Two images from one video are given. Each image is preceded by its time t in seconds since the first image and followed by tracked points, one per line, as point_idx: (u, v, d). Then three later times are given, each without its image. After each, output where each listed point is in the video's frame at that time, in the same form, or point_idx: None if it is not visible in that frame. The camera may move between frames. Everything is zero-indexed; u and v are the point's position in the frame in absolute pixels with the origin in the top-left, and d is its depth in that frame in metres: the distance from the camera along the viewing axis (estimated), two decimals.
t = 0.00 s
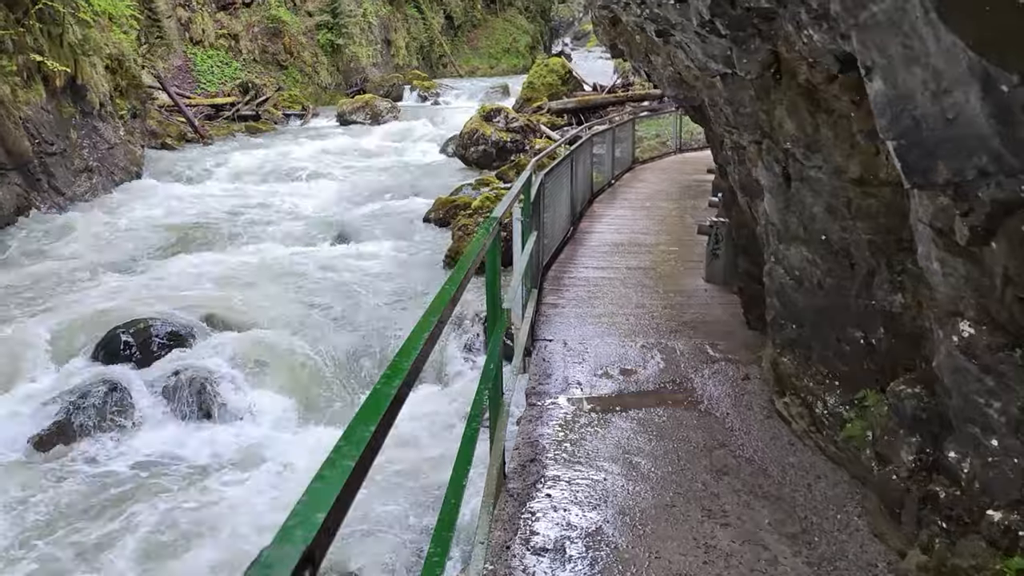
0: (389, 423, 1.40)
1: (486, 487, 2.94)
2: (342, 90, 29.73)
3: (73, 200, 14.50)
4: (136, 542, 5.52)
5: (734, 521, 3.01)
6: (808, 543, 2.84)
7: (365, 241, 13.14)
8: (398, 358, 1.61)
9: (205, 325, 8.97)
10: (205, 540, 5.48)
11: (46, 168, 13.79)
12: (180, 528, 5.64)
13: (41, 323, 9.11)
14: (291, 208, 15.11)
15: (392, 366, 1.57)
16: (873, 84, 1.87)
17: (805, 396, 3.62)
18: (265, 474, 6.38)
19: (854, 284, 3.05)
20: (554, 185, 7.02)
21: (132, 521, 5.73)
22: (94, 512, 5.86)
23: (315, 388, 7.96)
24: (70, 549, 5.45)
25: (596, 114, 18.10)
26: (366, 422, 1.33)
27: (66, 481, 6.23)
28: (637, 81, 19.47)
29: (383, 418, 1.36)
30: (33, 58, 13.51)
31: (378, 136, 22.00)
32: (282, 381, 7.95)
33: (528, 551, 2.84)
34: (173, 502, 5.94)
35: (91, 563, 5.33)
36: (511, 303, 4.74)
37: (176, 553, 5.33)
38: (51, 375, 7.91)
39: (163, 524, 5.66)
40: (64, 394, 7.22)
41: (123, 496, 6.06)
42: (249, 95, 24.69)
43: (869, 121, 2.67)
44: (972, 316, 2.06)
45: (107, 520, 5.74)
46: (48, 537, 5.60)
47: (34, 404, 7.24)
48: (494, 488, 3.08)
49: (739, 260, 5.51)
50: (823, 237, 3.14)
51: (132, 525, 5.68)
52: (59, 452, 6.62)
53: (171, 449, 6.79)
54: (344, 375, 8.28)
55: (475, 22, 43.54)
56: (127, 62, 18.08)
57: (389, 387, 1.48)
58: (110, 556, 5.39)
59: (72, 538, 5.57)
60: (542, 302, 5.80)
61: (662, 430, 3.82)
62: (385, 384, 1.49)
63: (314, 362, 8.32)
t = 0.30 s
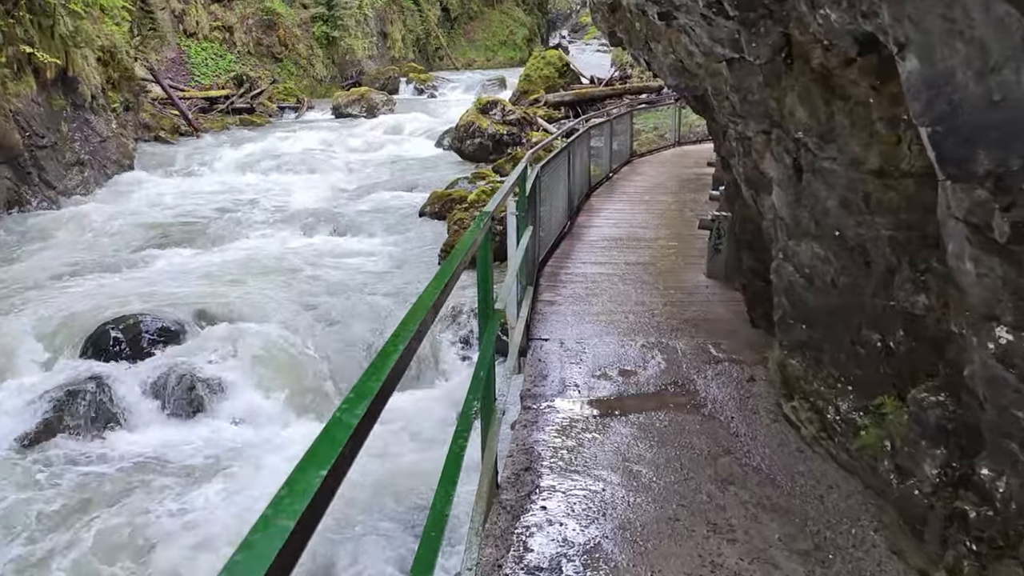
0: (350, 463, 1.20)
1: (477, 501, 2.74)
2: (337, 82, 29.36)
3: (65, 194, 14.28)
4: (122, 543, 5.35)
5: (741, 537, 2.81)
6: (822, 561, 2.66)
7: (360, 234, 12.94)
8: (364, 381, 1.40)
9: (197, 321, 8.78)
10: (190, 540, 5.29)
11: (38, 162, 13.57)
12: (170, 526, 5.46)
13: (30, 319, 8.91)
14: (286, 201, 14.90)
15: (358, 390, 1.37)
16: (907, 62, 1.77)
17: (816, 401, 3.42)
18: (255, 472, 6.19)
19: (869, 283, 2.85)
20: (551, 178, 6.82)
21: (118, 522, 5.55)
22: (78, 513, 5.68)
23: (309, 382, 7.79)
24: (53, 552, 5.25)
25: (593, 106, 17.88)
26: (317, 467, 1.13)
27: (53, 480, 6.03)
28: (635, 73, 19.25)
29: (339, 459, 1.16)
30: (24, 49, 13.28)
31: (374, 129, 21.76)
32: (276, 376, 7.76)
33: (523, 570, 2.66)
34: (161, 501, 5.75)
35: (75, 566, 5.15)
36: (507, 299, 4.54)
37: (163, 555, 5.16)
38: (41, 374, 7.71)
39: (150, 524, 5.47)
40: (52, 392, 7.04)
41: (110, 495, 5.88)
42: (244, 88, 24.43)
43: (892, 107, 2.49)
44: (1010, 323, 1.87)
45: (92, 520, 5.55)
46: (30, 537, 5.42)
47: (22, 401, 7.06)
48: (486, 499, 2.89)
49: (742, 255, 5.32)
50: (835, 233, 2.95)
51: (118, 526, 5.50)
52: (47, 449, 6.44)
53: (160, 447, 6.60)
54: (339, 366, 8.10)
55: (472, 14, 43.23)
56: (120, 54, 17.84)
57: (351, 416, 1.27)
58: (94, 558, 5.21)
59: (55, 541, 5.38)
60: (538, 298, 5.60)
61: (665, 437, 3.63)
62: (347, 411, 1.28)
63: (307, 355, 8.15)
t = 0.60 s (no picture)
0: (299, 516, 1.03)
1: (461, 533, 2.52)
2: (332, 78, 29.17)
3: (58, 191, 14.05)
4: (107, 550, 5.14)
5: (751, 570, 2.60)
6: None
7: (356, 230, 12.72)
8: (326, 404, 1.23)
9: (189, 319, 8.58)
10: (176, 546, 5.10)
11: (30, 158, 13.33)
12: (157, 530, 5.27)
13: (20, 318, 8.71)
14: (282, 197, 14.67)
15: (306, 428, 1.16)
16: (945, 53, 1.58)
17: (826, 413, 3.20)
18: (243, 473, 5.99)
19: (886, 291, 2.63)
20: (546, 174, 6.60)
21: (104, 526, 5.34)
22: (63, 516, 5.47)
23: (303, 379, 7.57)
24: (35, 560, 5.06)
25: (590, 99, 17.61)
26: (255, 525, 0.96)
27: (37, 482, 5.84)
28: (632, 65, 18.98)
29: (269, 533, 0.95)
30: (15, 45, 13.03)
31: (370, 124, 21.52)
32: (268, 375, 7.55)
33: None
34: (147, 506, 5.55)
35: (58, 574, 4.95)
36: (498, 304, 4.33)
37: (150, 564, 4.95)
38: (30, 375, 7.53)
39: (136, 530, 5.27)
40: (40, 395, 6.83)
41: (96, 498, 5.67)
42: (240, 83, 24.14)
43: (912, 102, 2.26)
44: None
45: (76, 527, 5.34)
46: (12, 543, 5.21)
47: (13, 406, 6.86)
48: (473, 529, 2.68)
49: (745, 256, 5.09)
50: (848, 237, 2.73)
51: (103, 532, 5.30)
52: (38, 451, 6.21)
53: (150, 449, 6.36)
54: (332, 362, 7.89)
55: (469, 7, 42.88)
56: (114, 49, 17.59)
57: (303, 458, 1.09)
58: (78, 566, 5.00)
59: (39, 547, 5.18)
60: (532, 301, 5.38)
61: (665, 453, 3.41)
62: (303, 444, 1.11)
63: (300, 351, 7.94)
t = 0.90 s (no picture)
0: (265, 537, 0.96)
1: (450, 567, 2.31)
2: (330, 74, 28.88)
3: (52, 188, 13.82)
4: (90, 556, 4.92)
5: None
6: None
7: (353, 228, 12.49)
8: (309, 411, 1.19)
9: (182, 319, 8.37)
10: (159, 555, 4.89)
11: (23, 155, 13.10)
12: (144, 535, 5.08)
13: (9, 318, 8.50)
14: (277, 194, 14.45)
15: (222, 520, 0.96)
16: (1013, 39, 1.48)
17: (842, 431, 2.99)
18: (231, 480, 5.78)
19: (911, 303, 2.42)
20: (544, 172, 6.38)
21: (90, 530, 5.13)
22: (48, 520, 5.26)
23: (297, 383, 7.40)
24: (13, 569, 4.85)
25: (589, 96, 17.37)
26: None
27: (18, 485, 5.63)
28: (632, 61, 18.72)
29: None
30: (7, 40, 12.79)
31: (368, 120, 21.26)
32: (263, 376, 7.34)
33: None
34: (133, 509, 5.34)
35: None
36: (493, 307, 4.10)
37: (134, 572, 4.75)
38: (18, 377, 7.29)
39: (122, 535, 5.08)
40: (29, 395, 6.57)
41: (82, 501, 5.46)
42: (237, 79, 23.86)
43: (946, 96, 2.04)
44: None
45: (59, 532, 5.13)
46: None
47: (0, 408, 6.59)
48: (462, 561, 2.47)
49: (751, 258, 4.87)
50: (871, 243, 2.52)
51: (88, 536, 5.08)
52: (26, 456, 5.95)
53: (142, 454, 6.12)
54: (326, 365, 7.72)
55: (468, 3, 42.54)
56: (109, 45, 17.34)
57: (276, 477, 1.04)
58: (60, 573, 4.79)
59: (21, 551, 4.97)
60: (528, 305, 5.16)
61: (670, 472, 3.20)
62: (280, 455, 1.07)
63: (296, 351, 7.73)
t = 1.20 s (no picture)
0: (261, 558, 0.88)
1: None
2: (329, 71, 28.63)
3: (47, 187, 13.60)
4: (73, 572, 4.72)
5: None
6: None
7: (351, 227, 12.28)
8: (315, 405, 1.14)
9: (176, 319, 8.17)
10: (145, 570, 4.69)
11: (16, 153, 12.88)
12: (130, 549, 4.88)
13: None
14: (275, 193, 14.24)
15: None
16: None
17: (863, 459, 2.77)
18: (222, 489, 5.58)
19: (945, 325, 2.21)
20: (543, 173, 6.15)
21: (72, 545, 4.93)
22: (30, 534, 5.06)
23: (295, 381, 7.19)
24: None
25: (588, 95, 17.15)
26: None
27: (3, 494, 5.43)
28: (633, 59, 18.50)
29: None
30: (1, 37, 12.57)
31: (366, 118, 21.04)
32: (259, 375, 7.12)
33: None
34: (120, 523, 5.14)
35: None
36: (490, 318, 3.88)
37: None
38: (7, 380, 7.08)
39: (107, 548, 4.87)
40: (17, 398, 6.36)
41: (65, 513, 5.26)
42: (235, 77, 23.63)
43: (993, 100, 1.83)
44: None
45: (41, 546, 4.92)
46: None
47: None
48: None
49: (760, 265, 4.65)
50: (901, 259, 2.31)
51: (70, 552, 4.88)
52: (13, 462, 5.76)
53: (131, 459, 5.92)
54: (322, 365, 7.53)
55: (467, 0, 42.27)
56: (106, 42, 17.11)
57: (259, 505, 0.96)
58: None
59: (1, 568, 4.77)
60: (525, 313, 4.94)
61: (677, 500, 2.99)
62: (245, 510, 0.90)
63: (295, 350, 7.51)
